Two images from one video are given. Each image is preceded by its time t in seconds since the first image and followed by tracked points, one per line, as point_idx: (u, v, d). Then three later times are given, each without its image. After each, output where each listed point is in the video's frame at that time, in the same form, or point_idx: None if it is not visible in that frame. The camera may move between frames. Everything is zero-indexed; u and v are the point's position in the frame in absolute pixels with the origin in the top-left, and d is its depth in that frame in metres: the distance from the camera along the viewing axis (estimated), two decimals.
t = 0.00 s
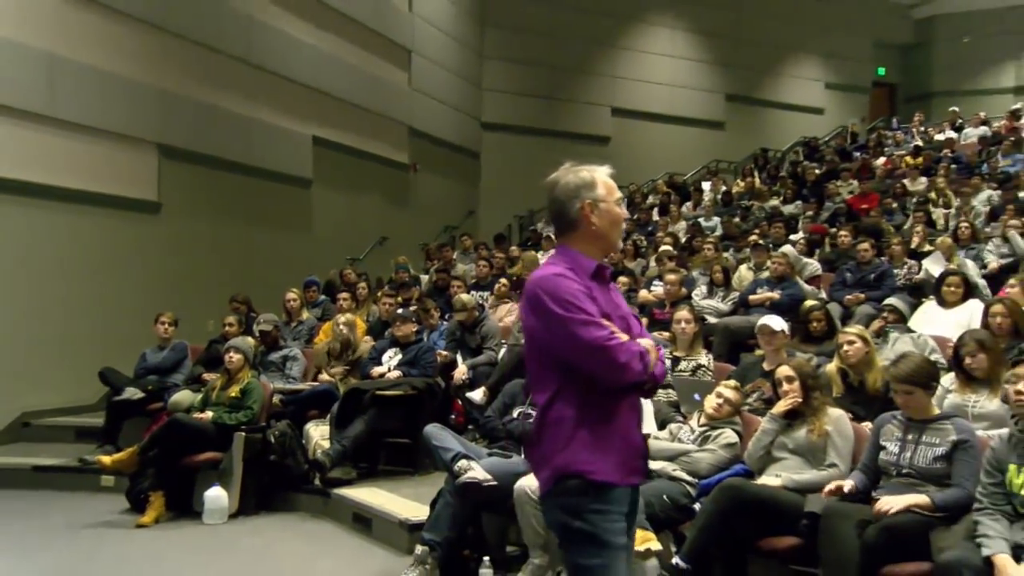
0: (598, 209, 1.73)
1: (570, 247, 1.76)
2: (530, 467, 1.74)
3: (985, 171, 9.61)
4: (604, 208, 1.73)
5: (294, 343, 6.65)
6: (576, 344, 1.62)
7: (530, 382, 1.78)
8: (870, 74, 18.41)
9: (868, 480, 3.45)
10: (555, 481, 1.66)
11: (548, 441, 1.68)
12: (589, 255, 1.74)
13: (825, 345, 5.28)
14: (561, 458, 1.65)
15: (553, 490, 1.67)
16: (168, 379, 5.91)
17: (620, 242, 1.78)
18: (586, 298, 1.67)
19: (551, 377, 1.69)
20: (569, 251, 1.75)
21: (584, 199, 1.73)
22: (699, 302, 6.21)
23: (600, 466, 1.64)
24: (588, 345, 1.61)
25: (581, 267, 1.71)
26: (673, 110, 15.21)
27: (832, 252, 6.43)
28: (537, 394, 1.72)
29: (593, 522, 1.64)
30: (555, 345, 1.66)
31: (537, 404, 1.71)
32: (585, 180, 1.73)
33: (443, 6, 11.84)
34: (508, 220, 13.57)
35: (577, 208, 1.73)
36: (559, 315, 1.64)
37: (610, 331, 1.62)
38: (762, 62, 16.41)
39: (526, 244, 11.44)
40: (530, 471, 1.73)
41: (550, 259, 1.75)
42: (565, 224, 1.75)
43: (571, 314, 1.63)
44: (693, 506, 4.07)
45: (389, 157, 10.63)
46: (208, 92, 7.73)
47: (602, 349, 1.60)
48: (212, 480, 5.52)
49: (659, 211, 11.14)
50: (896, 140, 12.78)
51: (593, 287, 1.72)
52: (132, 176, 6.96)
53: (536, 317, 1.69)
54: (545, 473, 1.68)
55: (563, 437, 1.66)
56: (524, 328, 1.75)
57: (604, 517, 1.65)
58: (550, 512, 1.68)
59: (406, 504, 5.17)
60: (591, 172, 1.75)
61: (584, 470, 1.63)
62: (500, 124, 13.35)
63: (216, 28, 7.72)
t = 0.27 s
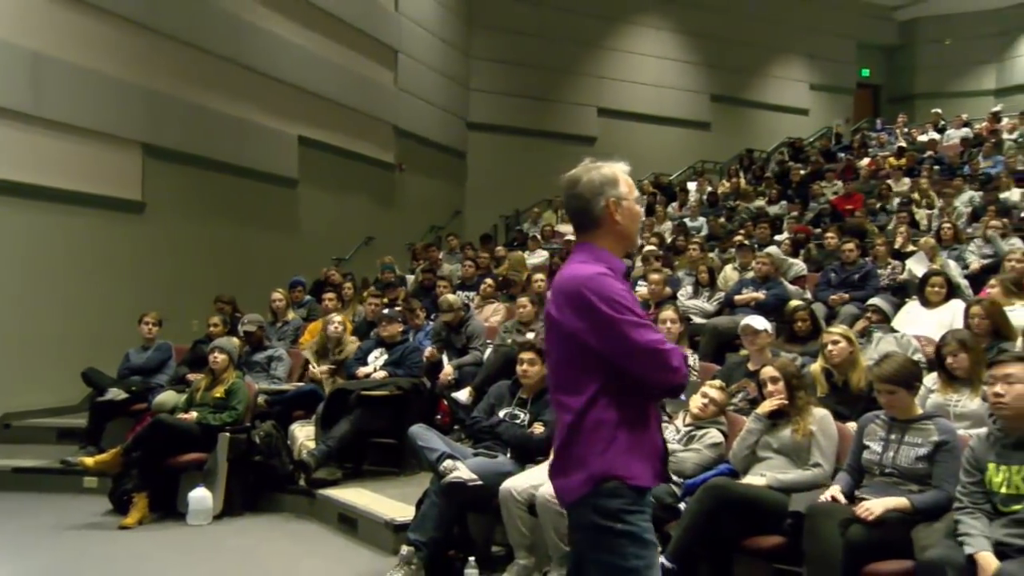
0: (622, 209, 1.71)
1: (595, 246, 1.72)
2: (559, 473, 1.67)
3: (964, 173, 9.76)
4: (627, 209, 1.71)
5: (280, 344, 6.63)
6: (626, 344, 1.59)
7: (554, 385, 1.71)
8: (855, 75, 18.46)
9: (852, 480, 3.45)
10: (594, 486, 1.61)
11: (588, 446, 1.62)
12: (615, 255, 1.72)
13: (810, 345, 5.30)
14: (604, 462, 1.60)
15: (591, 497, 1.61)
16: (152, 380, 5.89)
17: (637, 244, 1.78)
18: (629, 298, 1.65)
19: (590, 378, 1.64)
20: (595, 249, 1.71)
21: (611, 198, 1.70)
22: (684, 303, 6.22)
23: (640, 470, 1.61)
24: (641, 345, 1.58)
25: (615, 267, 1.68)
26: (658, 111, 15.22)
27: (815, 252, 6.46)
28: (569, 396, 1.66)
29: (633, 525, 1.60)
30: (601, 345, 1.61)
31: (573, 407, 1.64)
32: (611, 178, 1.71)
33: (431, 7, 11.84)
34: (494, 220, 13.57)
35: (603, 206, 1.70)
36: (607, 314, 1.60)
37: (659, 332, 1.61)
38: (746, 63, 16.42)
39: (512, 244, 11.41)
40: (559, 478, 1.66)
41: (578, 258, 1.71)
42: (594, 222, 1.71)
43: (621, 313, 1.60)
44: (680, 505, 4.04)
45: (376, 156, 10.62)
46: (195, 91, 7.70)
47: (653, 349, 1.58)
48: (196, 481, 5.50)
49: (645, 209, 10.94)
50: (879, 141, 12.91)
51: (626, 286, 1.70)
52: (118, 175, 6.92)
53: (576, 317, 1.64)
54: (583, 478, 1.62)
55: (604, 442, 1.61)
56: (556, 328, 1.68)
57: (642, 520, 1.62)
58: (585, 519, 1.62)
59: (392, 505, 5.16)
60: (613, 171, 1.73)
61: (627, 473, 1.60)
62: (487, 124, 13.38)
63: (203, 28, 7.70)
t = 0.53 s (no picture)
0: (656, 210, 1.62)
1: (631, 248, 1.63)
2: (608, 491, 1.56)
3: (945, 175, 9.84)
4: (664, 209, 1.63)
5: (266, 343, 6.61)
6: (687, 352, 1.51)
7: (595, 398, 1.60)
8: (841, 76, 18.47)
9: (836, 480, 3.45)
10: (653, 504, 1.52)
11: (644, 461, 1.53)
12: (650, 258, 1.64)
13: (796, 344, 5.31)
14: (663, 477, 1.52)
15: (649, 515, 1.52)
16: (137, 380, 5.86)
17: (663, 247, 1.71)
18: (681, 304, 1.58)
19: (643, 389, 1.54)
20: (632, 252, 1.63)
21: (648, 197, 1.62)
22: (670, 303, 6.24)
23: (695, 483, 1.55)
24: (704, 353, 1.52)
25: (659, 271, 1.60)
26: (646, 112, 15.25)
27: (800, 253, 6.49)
28: (618, 410, 1.56)
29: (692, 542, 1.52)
30: (659, 354, 1.53)
31: (627, 420, 1.54)
32: (647, 177, 1.62)
33: (417, 7, 11.85)
34: (480, 220, 13.59)
35: (639, 206, 1.62)
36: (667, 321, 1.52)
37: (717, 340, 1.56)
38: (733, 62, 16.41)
39: (499, 243, 11.39)
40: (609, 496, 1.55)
41: (617, 262, 1.61)
42: (632, 223, 1.62)
43: (680, 320, 1.52)
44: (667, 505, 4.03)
45: (363, 155, 10.60)
46: (181, 91, 7.69)
47: (715, 357, 1.52)
48: (182, 482, 5.48)
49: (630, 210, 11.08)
50: (864, 142, 13.03)
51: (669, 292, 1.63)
52: (103, 174, 6.90)
53: (629, 323, 1.54)
54: (641, 495, 1.52)
55: (663, 456, 1.52)
56: (602, 336, 1.57)
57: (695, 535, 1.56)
58: (640, 540, 1.52)
59: (379, 505, 5.16)
60: (647, 169, 1.64)
61: (685, 486, 1.52)
62: (474, 124, 13.38)
63: (189, 28, 7.69)
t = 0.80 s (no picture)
0: (686, 210, 1.55)
1: (662, 246, 1.56)
2: (647, 495, 1.48)
3: (913, 182, 10.28)
4: (694, 209, 1.55)
5: (264, 341, 6.86)
6: (732, 350, 1.44)
7: (631, 400, 1.52)
8: (813, 86, 19.40)
9: (806, 469, 3.70)
10: (696, 506, 1.44)
11: (687, 463, 1.45)
12: (683, 256, 1.57)
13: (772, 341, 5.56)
14: (707, 478, 1.44)
15: (693, 519, 1.44)
16: (142, 375, 6.10)
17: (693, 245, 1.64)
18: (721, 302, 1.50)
19: (684, 390, 1.46)
20: (664, 250, 1.55)
21: (679, 197, 1.54)
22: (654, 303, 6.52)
23: (738, 483, 1.48)
24: (750, 352, 1.43)
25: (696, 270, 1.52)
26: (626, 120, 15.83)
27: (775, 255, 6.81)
28: (658, 411, 1.48)
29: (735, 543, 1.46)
30: (702, 353, 1.45)
31: (667, 422, 1.46)
32: (677, 176, 1.55)
33: (410, 16, 12.18)
34: (468, 223, 13.98)
35: (668, 207, 1.54)
36: (710, 319, 1.44)
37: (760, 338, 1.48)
38: (710, 72, 17.12)
39: (487, 244, 11.78)
40: (650, 499, 1.47)
41: (651, 261, 1.53)
42: (663, 222, 1.55)
43: (723, 318, 1.44)
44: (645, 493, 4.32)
45: (358, 161, 10.93)
46: (179, 97, 7.90)
47: (761, 355, 1.44)
48: (184, 474, 5.71)
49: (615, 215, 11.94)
50: (835, 149, 13.65)
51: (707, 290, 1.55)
52: (104, 179, 7.10)
53: (668, 322, 1.46)
54: (684, 496, 1.44)
55: (706, 456, 1.45)
56: (638, 337, 1.49)
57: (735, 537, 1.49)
58: (685, 545, 1.44)
59: (373, 496, 5.41)
60: (677, 166, 1.56)
61: (728, 486, 1.46)
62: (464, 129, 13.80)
63: (188, 37, 7.90)
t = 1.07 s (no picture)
0: (686, 209, 1.67)
1: (670, 245, 1.69)
2: (658, 484, 1.60)
3: (875, 193, 10.93)
4: (697, 207, 1.67)
5: (267, 339, 7.23)
6: (732, 344, 1.55)
7: (642, 393, 1.65)
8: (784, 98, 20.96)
9: (776, 456, 4.03)
10: (702, 494, 1.55)
11: (693, 453, 1.57)
12: (690, 256, 1.69)
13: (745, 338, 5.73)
14: (713, 467, 1.55)
15: (699, 504, 1.56)
16: (151, 370, 6.49)
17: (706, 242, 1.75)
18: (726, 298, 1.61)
19: (690, 382, 1.59)
20: (672, 248, 1.68)
21: (683, 196, 1.66)
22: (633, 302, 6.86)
23: (745, 473, 1.58)
24: (750, 344, 1.55)
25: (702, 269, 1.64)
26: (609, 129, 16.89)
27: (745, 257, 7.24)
28: (667, 404, 1.60)
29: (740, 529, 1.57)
30: (707, 347, 1.57)
31: (675, 414, 1.59)
32: (680, 176, 1.66)
33: (404, 32, 12.82)
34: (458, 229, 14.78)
35: (670, 207, 1.67)
36: (712, 314, 1.56)
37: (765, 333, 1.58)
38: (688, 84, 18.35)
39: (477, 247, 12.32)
40: (660, 486, 1.60)
41: (659, 260, 1.66)
42: (669, 222, 1.68)
43: (724, 313, 1.56)
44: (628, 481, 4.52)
45: (355, 168, 11.46)
46: (185, 107, 8.24)
47: (761, 348, 1.55)
48: (191, 463, 6.05)
49: (597, 219, 12.73)
50: (803, 158, 14.61)
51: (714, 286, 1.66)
52: (113, 185, 7.40)
53: (674, 319, 1.59)
54: (690, 485, 1.56)
55: (712, 447, 1.56)
56: (647, 333, 1.63)
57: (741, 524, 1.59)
58: (693, 531, 1.56)
59: (369, 484, 5.76)
60: (682, 169, 1.67)
61: (735, 476, 1.56)
62: (454, 137, 14.66)
63: (193, 49, 8.25)
